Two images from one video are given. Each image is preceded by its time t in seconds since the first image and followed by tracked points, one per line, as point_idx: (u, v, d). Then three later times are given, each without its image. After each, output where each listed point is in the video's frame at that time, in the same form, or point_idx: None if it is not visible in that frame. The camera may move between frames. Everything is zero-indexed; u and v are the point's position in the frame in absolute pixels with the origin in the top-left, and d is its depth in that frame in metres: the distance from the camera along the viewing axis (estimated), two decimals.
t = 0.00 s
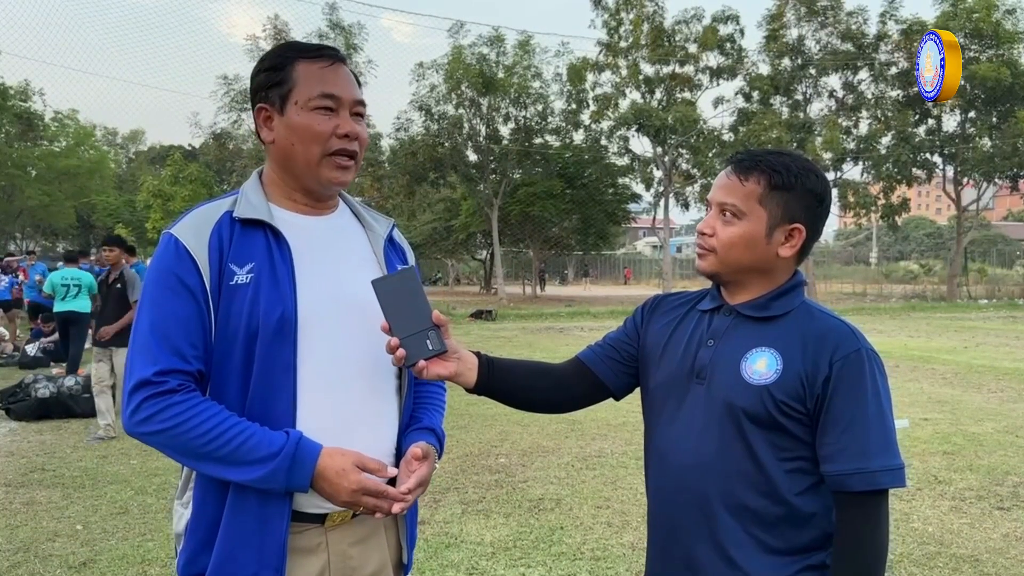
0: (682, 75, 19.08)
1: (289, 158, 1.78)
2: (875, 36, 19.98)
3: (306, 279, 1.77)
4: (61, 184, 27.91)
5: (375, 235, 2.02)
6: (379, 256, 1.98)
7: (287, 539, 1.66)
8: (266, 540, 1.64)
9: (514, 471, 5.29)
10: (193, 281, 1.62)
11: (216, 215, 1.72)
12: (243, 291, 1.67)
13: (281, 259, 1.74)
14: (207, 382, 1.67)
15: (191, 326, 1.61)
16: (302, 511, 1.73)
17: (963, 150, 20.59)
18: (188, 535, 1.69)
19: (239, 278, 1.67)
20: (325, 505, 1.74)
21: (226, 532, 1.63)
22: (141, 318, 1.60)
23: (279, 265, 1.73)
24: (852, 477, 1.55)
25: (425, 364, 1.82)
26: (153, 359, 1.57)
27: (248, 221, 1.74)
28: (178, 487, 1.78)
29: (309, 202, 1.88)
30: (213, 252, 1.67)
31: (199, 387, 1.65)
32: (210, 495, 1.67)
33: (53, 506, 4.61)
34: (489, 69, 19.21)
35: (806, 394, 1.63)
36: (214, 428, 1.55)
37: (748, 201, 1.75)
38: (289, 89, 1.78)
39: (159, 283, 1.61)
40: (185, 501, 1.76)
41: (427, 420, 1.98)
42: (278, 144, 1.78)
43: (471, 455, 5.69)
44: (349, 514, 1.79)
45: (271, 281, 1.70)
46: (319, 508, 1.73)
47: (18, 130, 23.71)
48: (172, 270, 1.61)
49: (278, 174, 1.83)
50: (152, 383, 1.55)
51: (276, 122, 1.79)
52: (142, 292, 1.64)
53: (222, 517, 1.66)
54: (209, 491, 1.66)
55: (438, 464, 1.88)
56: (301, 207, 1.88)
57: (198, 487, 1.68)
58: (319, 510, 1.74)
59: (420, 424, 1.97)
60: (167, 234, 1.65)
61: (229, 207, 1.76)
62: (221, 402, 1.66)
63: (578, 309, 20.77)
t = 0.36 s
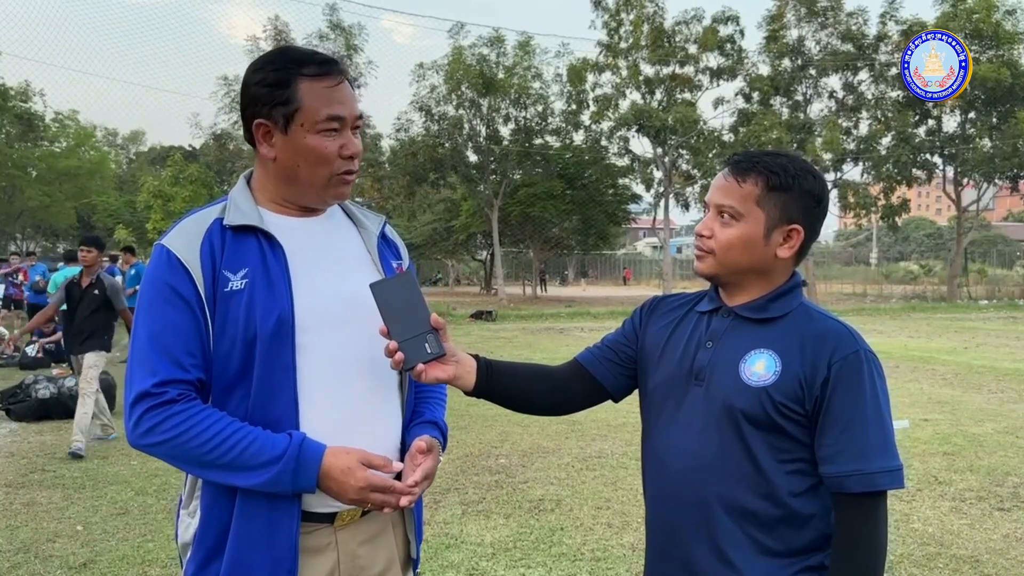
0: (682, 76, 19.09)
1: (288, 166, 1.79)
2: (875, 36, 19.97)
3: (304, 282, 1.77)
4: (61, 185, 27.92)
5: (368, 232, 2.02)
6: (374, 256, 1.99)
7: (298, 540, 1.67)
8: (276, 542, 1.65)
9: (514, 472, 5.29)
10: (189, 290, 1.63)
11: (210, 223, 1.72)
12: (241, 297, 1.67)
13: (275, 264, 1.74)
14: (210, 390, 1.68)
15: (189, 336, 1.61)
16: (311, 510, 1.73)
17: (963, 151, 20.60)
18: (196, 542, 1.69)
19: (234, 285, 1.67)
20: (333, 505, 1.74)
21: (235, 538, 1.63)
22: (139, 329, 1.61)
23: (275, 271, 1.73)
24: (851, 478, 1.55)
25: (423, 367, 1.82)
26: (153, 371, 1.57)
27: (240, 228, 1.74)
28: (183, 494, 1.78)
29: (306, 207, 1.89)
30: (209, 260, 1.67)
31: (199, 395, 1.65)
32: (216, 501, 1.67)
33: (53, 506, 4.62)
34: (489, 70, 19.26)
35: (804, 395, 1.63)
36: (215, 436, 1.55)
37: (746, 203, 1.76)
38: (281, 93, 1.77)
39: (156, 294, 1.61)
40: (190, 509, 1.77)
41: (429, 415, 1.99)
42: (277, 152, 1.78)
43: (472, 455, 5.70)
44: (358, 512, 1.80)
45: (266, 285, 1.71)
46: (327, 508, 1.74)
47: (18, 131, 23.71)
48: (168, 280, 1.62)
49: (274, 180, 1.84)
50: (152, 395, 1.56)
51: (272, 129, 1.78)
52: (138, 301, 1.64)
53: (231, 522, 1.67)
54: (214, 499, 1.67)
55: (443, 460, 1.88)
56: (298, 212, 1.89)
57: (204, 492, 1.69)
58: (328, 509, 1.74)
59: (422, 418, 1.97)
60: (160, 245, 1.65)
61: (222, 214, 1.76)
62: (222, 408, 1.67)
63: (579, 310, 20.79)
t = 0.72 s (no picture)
0: (682, 77, 19.09)
1: (287, 165, 1.80)
2: (875, 37, 19.97)
3: (303, 284, 1.78)
4: (62, 185, 27.94)
5: (366, 233, 2.03)
6: (372, 256, 2.00)
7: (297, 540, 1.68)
8: (276, 542, 1.66)
9: (514, 472, 5.31)
10: (187, 292, 1.64)
11: (208, 225, 1.73)
12: (239, 299, 1.68)
13: (273, 265, 1.75)
14: (209, 392, 1.68)
15: (188, 338, 1.62)
16: (311, 511, 1.74)
17: (963, 151, 20.62)
18: (195, 544, 1.70)
19: (232, 286, 1.68)
20: (333, 505, 1.76)
21: (235, 539, 1.64)
22: (138, 332, 1.62)
23: (273, 272, 1.74)
24: (850, 478, 1.57)
25: (422, 366, 1.83)
26: (152, 373, 1.58)
27: (238, 229, 1.75)
28: (181, 495, 1.79)
29: (303, 207, 1.90)
30: (207, 262, 1.69)
31: (199, 396, 1.67)
32: (215, 502, 1.68)
33: (53, 506, 4.64)
34: (489, 70, 19.29)
35: (803, 396, 1.64)
36: (216, 437, 1.56)
37: (743, 203, 1.77)
38: (278, 95, 1.78)
39: (155, 296, 1.62)
40: (189, 511, 1.78)
41: (428, 415, 2.00)
42: (274, 151, 1.79)
43: (472, 455, 5.71)
44: (357, 513, 1.81)
45: (265, 286, 1.72)
46: (326, 508, 1.75)
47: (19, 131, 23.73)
48: (167, 282, 1.63)
49: (272, 180, 1.85)
50: (150, 397, 1.57)
51: (268, 130, 1.80)
52: (137, 303, 1.66)
53: (230, 524, 1.68)
54: (215, 500, 1.68)
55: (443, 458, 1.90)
56: (296, 212, 1.90)
57: (203, 495, 1.70)
58: (327, 510, 1.75)
59: (421, 418, 1.99)
60: (157, 247, 1.67)
61: (220, 216, 1.77)
62: (222, 409, 1.68)
63: (579, 310, 20.80)
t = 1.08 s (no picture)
0: (683, 77, 19.11)
1: (285, 166, 1.80)
2: (875, 38, 20.00)
3: (302, 284, 1.79)
4: (62, 186, 27.96)
5: (366, 233, 2.03)
6: (372, 256, 2.01)
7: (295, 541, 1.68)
8: (273, 542, 1.66)
9: (514, 472, 5.31)
10: (186, 293, 1.65)
11: (206, 226, 1.74)
12: (238, 300, 1.69)
13: (272, 267, 1.76)
14: (208, 392, 1.69)
15: (187, 339, 1.63)
16: (308, 511, 1.75)
17: (963, 151, 20.64)
18: (193, 543, 1.71)
19: (231, 287, 1.69)
20: (329, 506, 1.76)
21: (232, 539, 1.65)
22: (137, 333, 1.63)
23: (272, 274, 1.75)
24: (851, 475, 1.57)
25: (423, 369, 1.83)
26: (150, 374, 1.59)
27: (237, 230, 1.76)
28: (180, 495, 1.80)
29: (303, 208, 1.91)
30: (206, 262, 1.69)
31: (198, 395, 1.67)
32: (213, 501, 1.68)
33: (54, 507, 4.65)
34: (489, 71, 19.34)
35: (803, 394, 1.65)
36: (215, 437, 1.57)
37: (738, 206, 1.78)
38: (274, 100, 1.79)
39: (154, 296, 1.63)
40: (187, 510, 1.79)
41: (427, 416, 2.01)
42: (273, 152, 1.80)
43: (472, 455, 5.72)
44: (355, 512, 1.81)
45: (264, 288, 1.73)
46: (323, 508, 1.76)
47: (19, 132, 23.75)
48: (165, 283, 1.64)
49: (271, 182, 1.86)
50: (149, 397, 1.57)
51: (263, 132, 1.81)
52: (136, 303, 1.66)
53: (228, 523, 1.68)
54: (212, 500, 1.68)
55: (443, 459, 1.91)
56: (295, 213, 1.91)
57: (201, 495, 1.70)
58: (324, 510, 1.76)
59: (420, 418, 2.00)
60: (157, 248, 1.68)
61: (219, 217, 1.78)
62: (222, 409, 1.69)
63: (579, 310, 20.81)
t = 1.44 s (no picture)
0: (683, 78, 19.12)
1: (282, 163, 1.81)
2: (875, 38, 20.00)
3: (303, 283, 1.79)
4: (62, 186, 27.98)
5: (368, 233, 2.03)
6: (373, 256, 2.01)
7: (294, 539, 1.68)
8: (273, 540, 1.67)
9: (514, 472, 5.32)
10: (188, 290, 1.65)
11: (208, 224, 1.74)
12: (239, 298, 1.69)
13: (274, 266, 1.76)
14: (208, 391, 1.69)
15: (187, 336, 1.63)
16: (308, 510, 1.75)
17: (963, 152, 20.65)
18: (193, 541, 1.71)
19: (232, 285, 1.69)
20: (329, 504, 1.76)
21: (232, 537, 1.66)
22: (139, 330, 1.63)
23: (274, 273, 1.75)
24: (849, 475, 1.58)
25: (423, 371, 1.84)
26: (150, 371, 1.59)
27: (239, 228, 1.76)
28: (180, 493, 1.81)
29: (303, 205, 1.91)
30: (209, 260, 1.69)
31: (199, 393, 1.68)
32: (213, 498, 1.69)
33: (54, 506, 4.65)
34: (489, 71, 19.32)
35: (801, 394, 1.65)
36: (216, 434, 1.57)
37: (737, 204, 1.78)
38: (271, 98, 1.80)
39: (155, 292, 1.63)
40: (188, 507, 1.79)
41: (427, 417, 2.01)
42: (269, 148, 1.81)
43: (472, 455, 5.73)
44: (355, 512, 1.82)
45: (265, 286, 1.73)
46: (322, 507, 1.76)
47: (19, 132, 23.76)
48: (167, 279, 1.64)
49: (271, 179, 1.86)
50: (150, 394, 1.58)
51: (260, 129, 1.82)
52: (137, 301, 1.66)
53: (228, 521, 1.69)
54: (212, 497, 1.69)
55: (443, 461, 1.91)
56: (295, 211, 1.91)
57: (201, 492, 1.71)
58: (323, 509, 1.76)
59: (420, 419, 2.00)
60: (160, 245, 1.68)
61: (220, 215, 1.78)
62: (223, 406, 1.69)
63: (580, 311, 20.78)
